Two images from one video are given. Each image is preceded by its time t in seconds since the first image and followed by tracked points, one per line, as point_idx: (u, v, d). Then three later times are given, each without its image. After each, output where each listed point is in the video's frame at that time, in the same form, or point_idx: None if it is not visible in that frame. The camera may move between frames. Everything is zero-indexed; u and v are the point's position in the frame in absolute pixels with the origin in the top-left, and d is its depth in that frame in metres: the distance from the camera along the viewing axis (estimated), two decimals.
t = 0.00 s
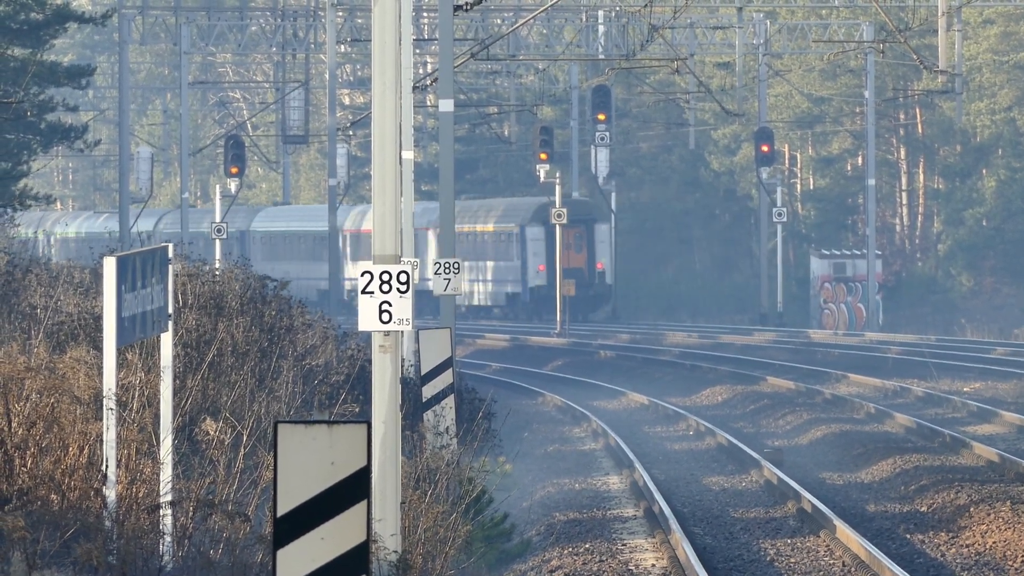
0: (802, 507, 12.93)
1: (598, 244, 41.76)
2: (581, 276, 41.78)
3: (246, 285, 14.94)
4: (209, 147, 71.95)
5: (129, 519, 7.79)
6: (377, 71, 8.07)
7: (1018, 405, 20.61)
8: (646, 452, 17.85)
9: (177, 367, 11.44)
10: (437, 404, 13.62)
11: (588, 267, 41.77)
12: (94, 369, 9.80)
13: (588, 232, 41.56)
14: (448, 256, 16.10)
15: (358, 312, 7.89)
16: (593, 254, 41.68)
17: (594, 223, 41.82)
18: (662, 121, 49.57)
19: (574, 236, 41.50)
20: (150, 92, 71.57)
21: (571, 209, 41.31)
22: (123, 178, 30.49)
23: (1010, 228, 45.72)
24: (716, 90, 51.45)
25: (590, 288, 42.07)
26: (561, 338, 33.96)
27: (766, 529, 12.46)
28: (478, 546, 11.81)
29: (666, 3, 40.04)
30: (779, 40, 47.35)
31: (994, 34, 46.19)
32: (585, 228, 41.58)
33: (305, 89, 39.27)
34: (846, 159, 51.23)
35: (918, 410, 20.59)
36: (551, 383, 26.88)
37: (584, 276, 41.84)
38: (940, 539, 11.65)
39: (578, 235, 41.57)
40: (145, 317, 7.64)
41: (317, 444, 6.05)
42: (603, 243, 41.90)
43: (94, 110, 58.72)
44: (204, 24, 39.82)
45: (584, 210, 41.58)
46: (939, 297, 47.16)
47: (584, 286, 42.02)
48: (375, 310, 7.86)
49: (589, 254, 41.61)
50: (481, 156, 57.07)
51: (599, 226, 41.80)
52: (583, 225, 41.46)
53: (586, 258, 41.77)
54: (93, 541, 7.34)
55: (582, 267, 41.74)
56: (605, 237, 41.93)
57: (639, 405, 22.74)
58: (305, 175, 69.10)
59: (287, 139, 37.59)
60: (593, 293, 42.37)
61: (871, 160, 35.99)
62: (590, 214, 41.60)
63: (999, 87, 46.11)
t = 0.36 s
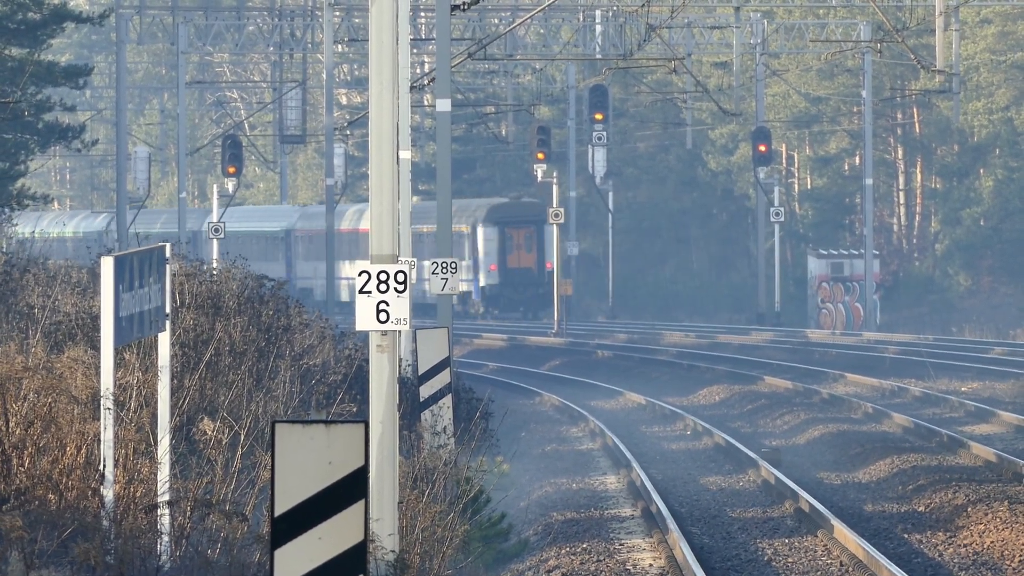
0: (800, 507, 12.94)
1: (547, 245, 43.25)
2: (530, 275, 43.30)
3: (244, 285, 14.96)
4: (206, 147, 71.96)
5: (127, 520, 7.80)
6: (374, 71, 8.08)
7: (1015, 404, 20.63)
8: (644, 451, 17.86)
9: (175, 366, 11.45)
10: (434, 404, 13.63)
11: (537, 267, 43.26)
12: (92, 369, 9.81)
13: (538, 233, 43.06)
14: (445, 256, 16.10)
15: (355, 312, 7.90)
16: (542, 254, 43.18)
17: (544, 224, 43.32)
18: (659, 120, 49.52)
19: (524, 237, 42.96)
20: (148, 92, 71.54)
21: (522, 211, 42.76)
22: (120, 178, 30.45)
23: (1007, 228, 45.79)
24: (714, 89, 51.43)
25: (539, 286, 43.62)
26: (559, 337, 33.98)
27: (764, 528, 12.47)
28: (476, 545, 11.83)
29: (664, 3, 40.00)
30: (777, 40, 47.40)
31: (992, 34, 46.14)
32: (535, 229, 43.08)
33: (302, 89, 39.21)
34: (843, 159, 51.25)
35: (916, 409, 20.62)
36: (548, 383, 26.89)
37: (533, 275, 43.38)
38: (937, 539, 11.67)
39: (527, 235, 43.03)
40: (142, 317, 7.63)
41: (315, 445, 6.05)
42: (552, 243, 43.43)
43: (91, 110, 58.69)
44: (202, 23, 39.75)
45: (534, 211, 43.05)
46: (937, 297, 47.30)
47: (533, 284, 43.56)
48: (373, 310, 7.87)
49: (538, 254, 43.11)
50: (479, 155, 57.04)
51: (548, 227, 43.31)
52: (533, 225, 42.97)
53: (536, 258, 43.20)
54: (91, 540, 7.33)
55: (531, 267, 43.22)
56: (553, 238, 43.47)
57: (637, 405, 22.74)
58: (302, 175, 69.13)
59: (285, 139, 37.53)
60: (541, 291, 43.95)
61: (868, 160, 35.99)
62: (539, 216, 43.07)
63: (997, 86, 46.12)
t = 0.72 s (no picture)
0: (799, 507, 12.94)
1: (498, 245, 43.50)
2: (481, 274, 43.68)
3: (242, 284, 14.96)
4: (204, 147, 71.96)
5: (124, 519, 7.80)
6: (372, 70, 8.08)
7: (1013, 403, 20.66)
8: (642, 451, 17.86)
9: (173, 366, 11.45)
10: (432, 404, 13.62)
11: (488, 266, 43.62)
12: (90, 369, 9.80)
13: (488, 233, 43.31)
14: (444, 255, 16.09)
15: (353, 311, 7.90)
16: (493, 254, 43.50)
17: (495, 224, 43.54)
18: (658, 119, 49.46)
19: (475, 237, 43.26)
20: (145, 92, 71.50)
21: (473, 211, 42.98)
22: (118, 178, 30.40)
23: (1005, 227, 45.83)
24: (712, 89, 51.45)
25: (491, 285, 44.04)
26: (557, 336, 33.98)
27: (763, 527, 12.48)
28: (475, 545, 11.82)
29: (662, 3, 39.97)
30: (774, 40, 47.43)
31: (990, 33, 46.15)
32: (486, 228, 43.34)
33: (300, 89, 39.14)
34: (841, 157, 51.25)
35: (915, 408, 20.64)
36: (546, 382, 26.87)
37: (485, 274, 43.76)
38: (936, 538, 11.67)
39: (478, 236, 43.32)
40: (140, 316, 7.62)
41: (313, 444, 6.06)
42: (503, 243, 43.70)
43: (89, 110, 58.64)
44: (200, 23, 39.66)
45: (485, 211, 43.22)
46: (934, 296, 47.25)
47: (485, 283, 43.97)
48: (371, 309, 7.86)
49: (489, 254, 43.43)
50: (477, 155, 56.99)
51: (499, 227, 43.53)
52: (483, 226, 43.22)
53: (486, 257, 43.51)
54: (90, 540, 7.33)
55: (483, 266, 43.58)
56: (505, 238, 43.71)
57: (635, 404, 22.74)
58: (300, 174, 69.14)
59: (283, 138, 37.44)
60: (494, 289, 44.34)
61: (865, 158, 35.99)
62: (490, 216, 43.25)
63: (995, 85, 46.11)
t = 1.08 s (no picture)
0: (797, 507, 12.95)
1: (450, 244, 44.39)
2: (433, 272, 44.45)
3: (240, 284, 14.96)
4: (203, 146, 72.00)
5: (122, 518, 7.80)
6: (370, 70, 8.09)
7: (1012, 403, 20.67)
8: (640, 451, 17.86)
9: (170, 366, 11.46)
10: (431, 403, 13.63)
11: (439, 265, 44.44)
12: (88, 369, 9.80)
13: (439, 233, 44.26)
14: (441, 255, 16.10)
15: (352, 311, 7.90)
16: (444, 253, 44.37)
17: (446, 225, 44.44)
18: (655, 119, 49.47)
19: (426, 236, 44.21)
20: (144, 91, 71.49)
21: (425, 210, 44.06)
22: (116, 178, 30.39)
23: (1004, 227, 45.84)
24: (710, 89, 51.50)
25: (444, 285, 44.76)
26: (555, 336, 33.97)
27: (761, 527, 12.48)
28: (474, 545, 11.81)
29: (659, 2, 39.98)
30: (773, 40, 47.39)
31: (988, 33, 46.22)
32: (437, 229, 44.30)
33: (298, 89, 39.14)
34: (839, 157, 51.27)
35: (913, 408, 20.65)
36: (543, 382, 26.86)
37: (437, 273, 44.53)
38: (934, 538, 11.68)
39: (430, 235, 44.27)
40: (138, 316, 7.63)
41: (311, 444, 6.06)
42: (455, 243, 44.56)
43: (87, 109, 58.64)
44: (198, 23, 39.67)
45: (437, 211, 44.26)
46: (932, 296, 47.22)
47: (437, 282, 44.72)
48: (370, 309, 7.86)
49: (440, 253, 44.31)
50: (475, 154, 56.99)
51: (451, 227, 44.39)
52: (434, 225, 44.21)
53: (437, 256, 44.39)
54: (88, 539, 7.33)
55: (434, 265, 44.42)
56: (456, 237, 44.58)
57: (633, 404, 22.74)
58: (299, 174, 69.12)
59: (281, 138, 37.44)
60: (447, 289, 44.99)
61: (863, 158, 36.01)
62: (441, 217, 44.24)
63: (993, 85, 46.16)
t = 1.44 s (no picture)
0: (792, 507, 12.96)
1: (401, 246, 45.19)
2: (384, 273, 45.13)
3: (236, 284, 14.95)
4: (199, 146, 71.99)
5: (118, 518, 7.80)
6: (366, 71, 8.08)
7: (1007, 404, 20.68)
8: (636, 451, 17.86)
9: (166, 366, 11.46)
10: (426, 404, 13.63)
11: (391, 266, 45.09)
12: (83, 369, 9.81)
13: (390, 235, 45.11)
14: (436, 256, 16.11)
15: (347, 312, 7.90)
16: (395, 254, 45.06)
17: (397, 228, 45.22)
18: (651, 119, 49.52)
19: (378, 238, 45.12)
20: (140, 91, 71.48)
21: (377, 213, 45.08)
22: (112, 178, 30.36)
23: (999, 228, 45.79)
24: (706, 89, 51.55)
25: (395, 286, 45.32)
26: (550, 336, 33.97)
27: (756, 528, 12.49)
28: (468, 546, 11.79)
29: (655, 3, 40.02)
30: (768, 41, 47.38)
31: (983, 34, 46.29)
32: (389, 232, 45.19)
33: (295, 89, 39.15)
34: (835, 158, 51.31)
35: (909, 409, 20.65)
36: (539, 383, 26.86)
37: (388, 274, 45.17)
38: (929, 539, 11.69)
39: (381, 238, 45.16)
40: (134, 316, 7.62)
41: (307, 442, 6.06)
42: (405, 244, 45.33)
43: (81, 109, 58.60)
44: (194, 23, 39.65)
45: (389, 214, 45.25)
46: (927, 296, 47.28)
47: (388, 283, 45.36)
48: (365, 310, 7.86)
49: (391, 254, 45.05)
50: (471, 155, 56.98)
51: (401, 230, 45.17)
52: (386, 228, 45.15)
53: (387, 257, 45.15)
54: (83, 540, 7.32)
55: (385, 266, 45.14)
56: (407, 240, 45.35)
57: (628, 404, 22.76)
58: (295, 174, 69.09)
59: (276, 138, 37.43)
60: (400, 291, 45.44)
61: (859, 159, 36.04)
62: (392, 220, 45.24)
63: (989, 86, 46.23)
